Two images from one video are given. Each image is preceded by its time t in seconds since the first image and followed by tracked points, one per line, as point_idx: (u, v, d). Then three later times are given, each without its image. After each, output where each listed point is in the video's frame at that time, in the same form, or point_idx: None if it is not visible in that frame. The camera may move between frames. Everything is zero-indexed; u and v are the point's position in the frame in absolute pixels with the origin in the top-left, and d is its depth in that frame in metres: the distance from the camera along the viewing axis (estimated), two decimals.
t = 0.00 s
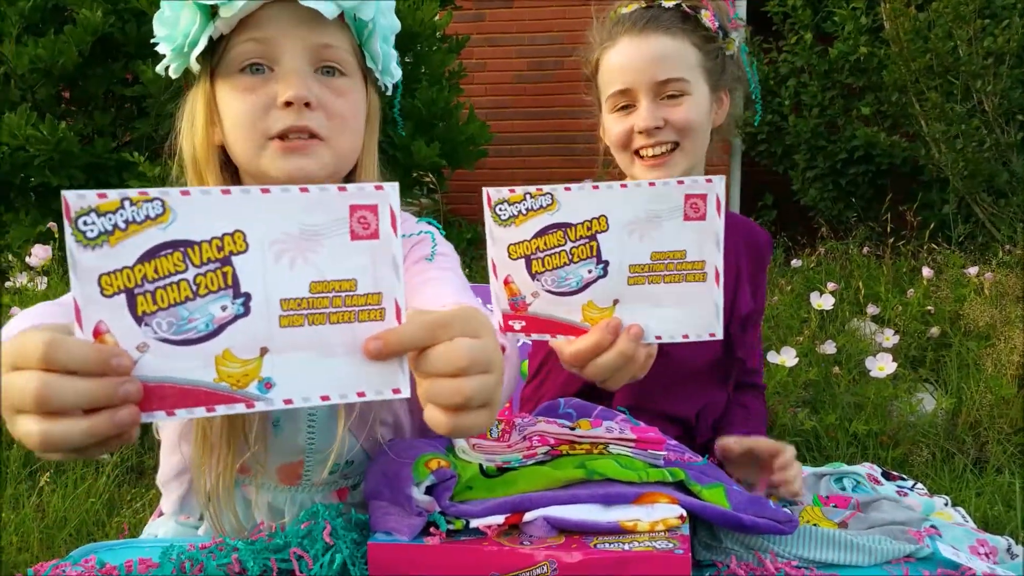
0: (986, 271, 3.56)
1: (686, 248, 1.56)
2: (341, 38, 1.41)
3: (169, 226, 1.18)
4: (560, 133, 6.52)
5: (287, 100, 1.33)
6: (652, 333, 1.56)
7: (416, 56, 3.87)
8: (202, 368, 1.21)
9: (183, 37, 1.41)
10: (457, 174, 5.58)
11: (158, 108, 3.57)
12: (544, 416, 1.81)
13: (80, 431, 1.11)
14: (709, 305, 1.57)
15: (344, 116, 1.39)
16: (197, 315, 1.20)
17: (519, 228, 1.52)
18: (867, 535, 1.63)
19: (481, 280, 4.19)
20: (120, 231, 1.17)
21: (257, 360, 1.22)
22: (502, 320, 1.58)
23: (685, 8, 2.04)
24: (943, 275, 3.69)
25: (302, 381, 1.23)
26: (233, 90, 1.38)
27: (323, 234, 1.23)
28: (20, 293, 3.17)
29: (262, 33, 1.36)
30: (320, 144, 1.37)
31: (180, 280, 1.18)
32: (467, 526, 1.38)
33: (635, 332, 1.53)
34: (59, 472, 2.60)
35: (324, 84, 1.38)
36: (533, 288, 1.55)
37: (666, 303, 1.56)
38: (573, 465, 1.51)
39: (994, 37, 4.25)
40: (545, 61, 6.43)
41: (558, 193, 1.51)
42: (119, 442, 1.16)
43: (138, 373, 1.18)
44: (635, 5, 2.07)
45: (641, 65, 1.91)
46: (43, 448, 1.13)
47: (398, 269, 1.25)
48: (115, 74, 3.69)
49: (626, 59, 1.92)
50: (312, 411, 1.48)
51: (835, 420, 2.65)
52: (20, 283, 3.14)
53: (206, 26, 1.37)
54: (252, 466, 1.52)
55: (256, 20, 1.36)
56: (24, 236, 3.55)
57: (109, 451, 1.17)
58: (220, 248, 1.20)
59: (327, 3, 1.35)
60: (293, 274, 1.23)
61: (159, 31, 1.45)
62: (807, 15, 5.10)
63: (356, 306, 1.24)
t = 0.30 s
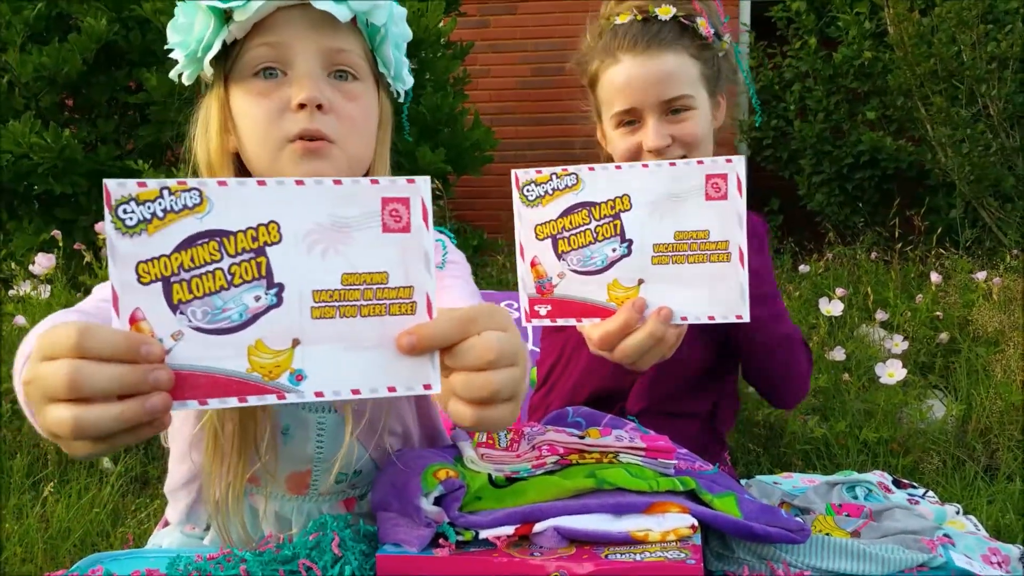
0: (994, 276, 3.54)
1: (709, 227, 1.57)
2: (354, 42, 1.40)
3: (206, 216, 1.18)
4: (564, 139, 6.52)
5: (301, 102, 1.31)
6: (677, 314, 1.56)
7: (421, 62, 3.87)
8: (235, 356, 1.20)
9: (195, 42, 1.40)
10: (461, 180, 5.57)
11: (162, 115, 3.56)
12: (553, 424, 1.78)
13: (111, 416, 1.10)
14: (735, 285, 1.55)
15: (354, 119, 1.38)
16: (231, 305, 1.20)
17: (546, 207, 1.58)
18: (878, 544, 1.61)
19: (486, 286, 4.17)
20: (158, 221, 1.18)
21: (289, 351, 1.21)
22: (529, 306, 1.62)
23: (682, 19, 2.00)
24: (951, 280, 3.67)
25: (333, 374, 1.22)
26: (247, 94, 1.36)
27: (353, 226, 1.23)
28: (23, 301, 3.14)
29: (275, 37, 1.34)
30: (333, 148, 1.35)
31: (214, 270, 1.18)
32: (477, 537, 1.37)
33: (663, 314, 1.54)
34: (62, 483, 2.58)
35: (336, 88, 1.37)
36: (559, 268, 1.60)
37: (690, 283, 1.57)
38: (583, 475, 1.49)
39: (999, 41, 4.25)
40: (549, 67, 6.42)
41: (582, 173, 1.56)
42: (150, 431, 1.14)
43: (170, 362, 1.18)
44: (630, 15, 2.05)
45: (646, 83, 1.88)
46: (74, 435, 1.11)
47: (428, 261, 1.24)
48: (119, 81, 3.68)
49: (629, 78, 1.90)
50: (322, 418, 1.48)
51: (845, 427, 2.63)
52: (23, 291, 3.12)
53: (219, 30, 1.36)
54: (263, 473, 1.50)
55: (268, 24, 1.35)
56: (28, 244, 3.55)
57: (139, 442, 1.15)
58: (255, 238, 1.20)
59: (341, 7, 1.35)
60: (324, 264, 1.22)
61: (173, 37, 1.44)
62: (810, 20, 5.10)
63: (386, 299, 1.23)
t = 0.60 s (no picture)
0: (998, 284, 3.55)
1: (718, 228, 1.60)
2: (365, 52, 1.42)
3: (240, 234, 1.21)
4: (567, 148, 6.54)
5: (311, 113, 1.32)
6: (686, 313, 1.59)
7: (425, 72, 3.90)
8: (264, 371, 1.22)
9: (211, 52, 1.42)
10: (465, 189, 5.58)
11: (168, 125, 3.58)
12: (557, 432, 1.79)
13: (144, 428, 1.12)
14: (743, 285, 1.58)
15: (362, 131, 1.38)
16: (262, 321, 1.22)
17: (558, 208, 1.62)
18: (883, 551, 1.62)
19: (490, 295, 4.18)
20: (193, 238, 1.20)
21: (316, 367, 1.23)
22: (539, 306, 1.64)
23: (674, 31, 2.02)
24: (954, 287, 3.67)
25: (358, 385, 1.24)
26: (259, 105, 1.38)
27: (383, 248, 1.25)
28: (29, 311, 3.15)
29: (288, 48, 1.36)
30: (341, 159, 1.36)
31: (247, 287, 1.21)
32: (482, 545, 1.38)
33: (674, 313, 1.57)
34: (68, 491, 2.59)
35: (346, 99, 1.38)
36: (569, 268, 1.62)
37: (700, 282, 1.60)
38: (588, 483, 1.50)
39: (1001, 50, 4.27)
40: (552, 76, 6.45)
41: (593, 175, 1.60)
42: (179, 439, 1.17)
43: (201, 375, 1.20)
44: (623, 28, 2.06)
45: (643, 94, 1.89)
46: (106, 443, 1.13)
47: (453, 282, 1.27)
48: (125, 92, 3.71)
49: (626, 89, 1.92)
50: (329, 423, 1.49)
51: (849, 435, 2.64)
52: (30, 300, 3.13)
53: (233, 40, 1.38)
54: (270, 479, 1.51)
55: (282, 35, 1.37)
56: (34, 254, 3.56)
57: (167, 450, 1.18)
58: (286, 258, 1.23)
59: (353, 19, 1.37)
60: (353, 284, 1.25)
61: (188, 48, 1.46)
62: (813, 28, 5.12)
63: (412, 318, 1.26)
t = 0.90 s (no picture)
0: (1002, 287, 3.54)
1: (725, 241, 1.55)
2: (366, 57, 1.43)
3: (250, 229, 1.25)
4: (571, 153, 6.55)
5: (313, 118, 1.33)
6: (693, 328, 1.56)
7: (429, 77, 3.92)
8: (279, 358, 1.26)
9: (212, 56, 1.42)
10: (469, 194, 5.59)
11: (173, 132, 3.59)
12: (562, 436, 1.79)
13: (173, 421, 1.12)
14: (752, 300, 1.55)
15: (362, 135, 1.38)
16: (276, 310, 1.26)
17: (558, 225, 1.57)
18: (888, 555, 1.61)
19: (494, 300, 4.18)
20: (206, 235, 1.25)
21: (330, 350, 1.27)
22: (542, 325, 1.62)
23: (668, 31, 2.02)
24: (959, 291, 3.67)
25: (373, 364, 1.28)
26: (260, 110, 1.38)
27: (387, 232, 1.28)
28: (35, 317, 3.16)
29: (290, 53, 1.37)
30: (342, 163, 1.37)
31: (259, 279, 1.25)
32: (486, 549, 1.37)
33: (682, 329, 1.52)
34: (74, 496, 2.60)
35: (347, 103, 1.38)
36: (573, 285, 1.58)
37: (707, 297, 1.56)
38: (592, 487, 1.49)
39: (1006, 53, 4.27)
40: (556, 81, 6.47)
41: (594, 189, 1.54)
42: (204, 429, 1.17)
43: (220, 365, 1.25)
44: (617, 31, 2.06)
45: (638, 95, 1.90)
46: (131, 437, 1.12)
47: (456, 260, 1.29)
48: (129, 98, 3.71)
49: (621, 90, 1.92)
50: (333, 425, 1.50)
51: (853, 439, 2.63)
52: (35, 306, 3.14)
53: (235, 44, 1.38)
54: (275, 480, 1.51)
55: (282, 40, 1.37)
56: (39, 260, 3.58)
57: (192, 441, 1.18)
58: (295, 248, 1.26)
59: (354, 23, 1.37)
60: (359, 270, 1.28)
61: (189, 52, 1.46)
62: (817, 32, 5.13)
63: (419, 297, 1.29)
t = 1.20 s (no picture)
0: (1000, 285, 3.55)
1: (731, 249, 1.53)
2: (350, 74, 1.40)
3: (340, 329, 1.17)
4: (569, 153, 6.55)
5: (296, 144, 1.30)
6: (696, 337, 1.54)
7: (427, 78, 3.93)
8: (336, 441, 1.13)
9: (190, 78, 1.41)
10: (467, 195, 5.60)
11: (171, 133, 3.60)
12: (563, 437, 1.79)
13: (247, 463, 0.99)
14: (754, 307, 1.54)
15: (350, 155, 1.37)
16: (343, 400, 1.15)
17: (560, 229, 1.53)
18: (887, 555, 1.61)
19: (493, 300, 4.18)
20: (304, 329, 1.17)
21: (380, 442, 1.14)
22: (542, 329, 1.59)
23: (669, 27, 2.03)
24: (957, 289, 3.67)
25: (419, 462, 1.14)
26: (242, 133, 1.36)
27: (450, 347, 1.18)
28: (32, 319, 3.15)
29: (269, 74, 1.34)
30: (328, 185, 1.36)
31: (336, 370, 1.16)
32: (486, 548, 1.37)
33: (682, 337, 1.52)
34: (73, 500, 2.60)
35: (331, 122, 1.35)
36: (573, 291, 1.56)
37: (710, 305, 1.54)
38: (591, 487, 1.49)
39: (1003, 51, 4.28)
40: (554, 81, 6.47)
41: (598, 194, 1.52)
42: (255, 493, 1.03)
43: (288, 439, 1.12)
44: (619, 27, 2.07)
45: (638, 92, 1.90)
46: (204, 485, 0.98)
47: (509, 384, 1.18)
48: (127, 99, 3.72)
49: (621, 87, 1.92)
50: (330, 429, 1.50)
51: (852, 437, 2.64)
52: (33, 308, 3.14)
53: (211, 67, 1.37)
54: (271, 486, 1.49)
55: (261, 61, 1.35)
56: (37, 262, 3.58)
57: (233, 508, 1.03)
58: (371, 348, 1.17)
59: (332, 45, 1.33)
60: (420, 372, 1.17)
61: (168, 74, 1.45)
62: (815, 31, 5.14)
63: (468, 408, 1.17)
